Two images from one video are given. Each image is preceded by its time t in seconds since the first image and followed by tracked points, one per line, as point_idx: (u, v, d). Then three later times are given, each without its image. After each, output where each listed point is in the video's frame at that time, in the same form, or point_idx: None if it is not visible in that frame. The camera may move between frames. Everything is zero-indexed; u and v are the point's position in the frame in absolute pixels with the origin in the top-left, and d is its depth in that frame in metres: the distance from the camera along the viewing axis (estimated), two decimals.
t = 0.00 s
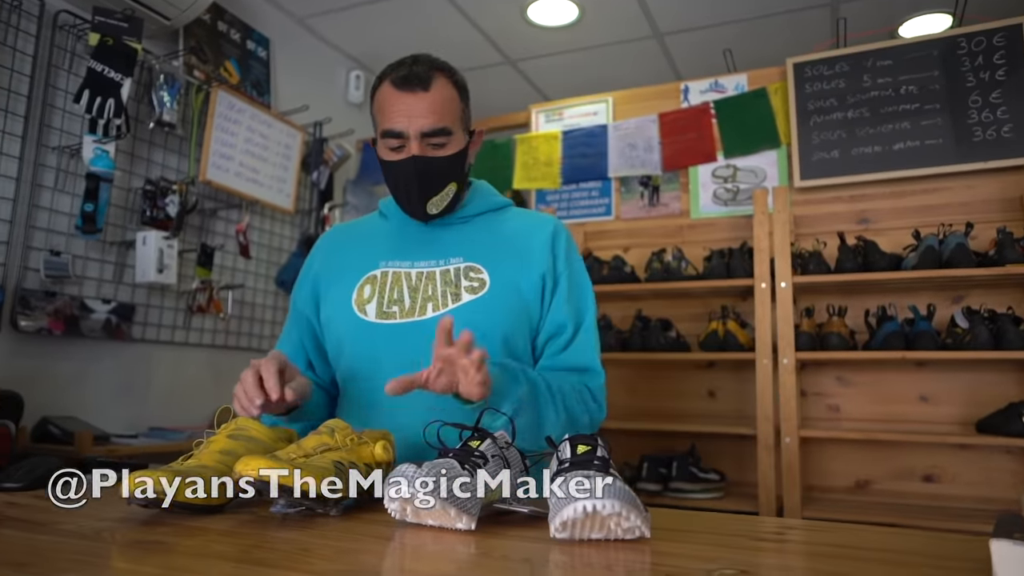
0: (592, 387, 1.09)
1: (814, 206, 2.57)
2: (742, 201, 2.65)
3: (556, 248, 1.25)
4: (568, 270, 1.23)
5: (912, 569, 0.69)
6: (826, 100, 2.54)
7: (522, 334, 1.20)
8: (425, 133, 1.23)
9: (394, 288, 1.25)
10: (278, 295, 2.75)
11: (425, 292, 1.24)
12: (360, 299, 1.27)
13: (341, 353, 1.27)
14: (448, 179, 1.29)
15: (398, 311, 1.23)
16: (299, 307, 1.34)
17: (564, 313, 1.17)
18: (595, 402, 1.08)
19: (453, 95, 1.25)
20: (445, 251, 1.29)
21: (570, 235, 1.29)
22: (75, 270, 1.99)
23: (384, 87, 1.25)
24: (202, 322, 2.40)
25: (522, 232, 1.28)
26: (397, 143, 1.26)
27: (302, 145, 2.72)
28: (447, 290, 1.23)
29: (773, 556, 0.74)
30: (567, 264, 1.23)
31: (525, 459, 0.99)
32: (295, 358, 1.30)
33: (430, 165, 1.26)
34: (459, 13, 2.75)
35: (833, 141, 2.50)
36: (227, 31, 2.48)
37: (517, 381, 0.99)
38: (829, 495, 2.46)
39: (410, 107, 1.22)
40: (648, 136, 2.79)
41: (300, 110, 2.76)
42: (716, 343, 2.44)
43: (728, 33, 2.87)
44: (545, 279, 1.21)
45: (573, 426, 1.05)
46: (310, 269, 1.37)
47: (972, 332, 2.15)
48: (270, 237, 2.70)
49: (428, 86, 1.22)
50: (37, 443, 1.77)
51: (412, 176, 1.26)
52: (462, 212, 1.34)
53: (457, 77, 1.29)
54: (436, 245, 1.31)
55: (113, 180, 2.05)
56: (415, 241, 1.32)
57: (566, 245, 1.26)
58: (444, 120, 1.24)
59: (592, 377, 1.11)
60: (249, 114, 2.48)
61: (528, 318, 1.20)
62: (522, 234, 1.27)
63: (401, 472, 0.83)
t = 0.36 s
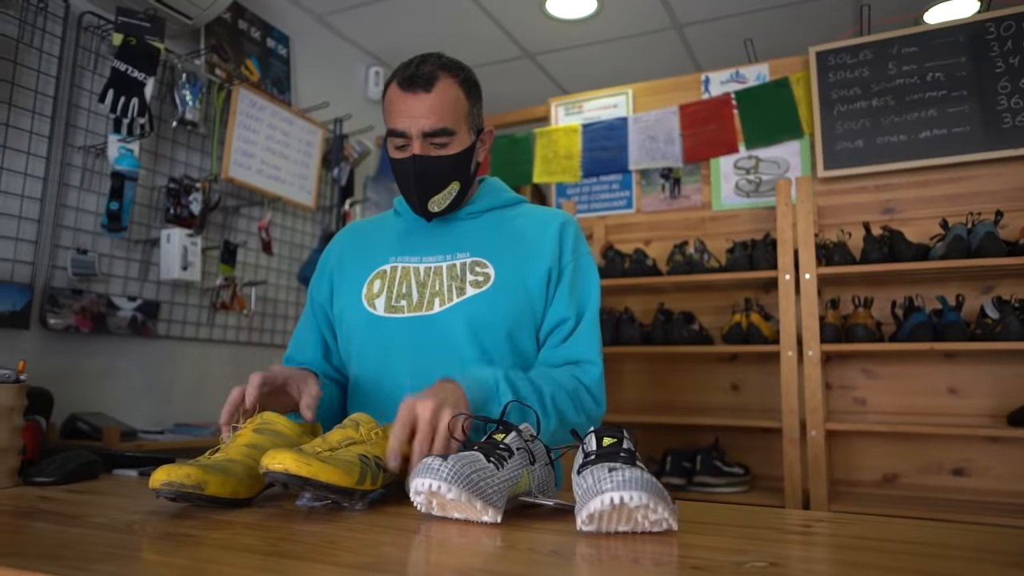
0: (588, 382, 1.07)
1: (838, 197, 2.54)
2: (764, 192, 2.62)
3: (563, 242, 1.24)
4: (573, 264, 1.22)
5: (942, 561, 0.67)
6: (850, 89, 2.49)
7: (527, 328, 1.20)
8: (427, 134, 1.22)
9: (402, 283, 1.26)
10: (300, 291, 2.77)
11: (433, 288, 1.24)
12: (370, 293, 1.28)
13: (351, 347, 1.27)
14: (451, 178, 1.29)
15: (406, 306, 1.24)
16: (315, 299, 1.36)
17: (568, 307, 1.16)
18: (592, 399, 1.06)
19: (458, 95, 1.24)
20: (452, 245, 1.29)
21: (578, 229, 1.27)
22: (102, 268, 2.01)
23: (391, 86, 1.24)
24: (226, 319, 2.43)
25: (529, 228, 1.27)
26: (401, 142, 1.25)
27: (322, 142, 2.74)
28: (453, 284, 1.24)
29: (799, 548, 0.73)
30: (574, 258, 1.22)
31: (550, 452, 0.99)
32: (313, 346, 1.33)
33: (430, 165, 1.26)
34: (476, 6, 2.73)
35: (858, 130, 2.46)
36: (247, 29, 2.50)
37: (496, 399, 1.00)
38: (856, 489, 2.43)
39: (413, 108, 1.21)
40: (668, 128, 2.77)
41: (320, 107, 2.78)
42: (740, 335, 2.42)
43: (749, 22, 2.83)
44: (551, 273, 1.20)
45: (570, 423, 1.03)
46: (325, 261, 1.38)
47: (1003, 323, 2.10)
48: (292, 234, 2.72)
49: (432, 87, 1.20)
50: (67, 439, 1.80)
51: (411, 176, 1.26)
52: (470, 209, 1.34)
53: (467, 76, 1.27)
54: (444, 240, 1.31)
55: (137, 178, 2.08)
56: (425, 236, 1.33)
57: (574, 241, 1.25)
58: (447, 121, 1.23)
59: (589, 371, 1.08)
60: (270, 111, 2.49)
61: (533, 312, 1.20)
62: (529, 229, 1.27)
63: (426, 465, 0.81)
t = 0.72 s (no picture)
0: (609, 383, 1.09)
1: (855, 200, 2.51)
2: (780, 195, 2.61)
3: (570, 244, 1.24)
4: (581, 265, 1.21)
5: (963, 569, 0.66)
6: (867, 91, 2.46)
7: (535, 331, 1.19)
8: (431, 133, 1.22)
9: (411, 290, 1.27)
10: (315, 297, 2.78)
11: (442, 293, 1.25)
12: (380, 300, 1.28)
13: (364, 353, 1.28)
14: (457, 177, 1.28)
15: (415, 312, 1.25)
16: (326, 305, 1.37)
17: (579, 310, 1.16)
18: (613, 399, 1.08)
19: (459, 96, 1.24)
20: (460, 250, 1.29)
21: (586, 231, 1.27)
22: (120, 275, 2.03)
23: (392, 91, 1.25)
24: (242, 325, 2.45)
25: (536, 230, 1.27)
26: (406, 144, 1.25)
27: (337, 149, 2.76)
28: (461, 288, 1.24)
29: (817, 556, 0.72)
30: (581, 260, 1.22)
31: (567, 458, 0.98)
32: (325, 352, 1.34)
33: (437, 164, 1.25)
34: (488, 11, 2.73)
35: (875, 132, 2.43)
36: (263, 37, 2.52)
37: (522, 401, 0.97)
38: (875, 495, 2.40)
39: (416, 110, 1.22)
40: (683, 132, 2.75)
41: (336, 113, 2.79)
42: (756, 340, 2.40)
43: (763, 26, 2.81)
44: (560, 275, 1.20)
45: (591, 426, 1.03)
46: (336, 268, 1.38)
47: None
48: (307, 240, 2.73)
49: (433, 88, 1.21)
50: (86, 444, 1.82)
51: (418, 176, 1.26)
52: (477, 213, 1.34)
53: (466, 78, 1.27)
54: (452, 244, 1.31)
55: (155, 186, 2.10)
56: (434, 241, 1.33)
57: (581, 242, 1.24)
58: (450, 120, 1.23)
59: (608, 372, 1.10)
60: (286, 118, 2.51)
61: (541, 315, 1.20)
62: (535, 232, 1.26)
63: (444, 471, 0.81)
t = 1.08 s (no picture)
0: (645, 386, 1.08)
1: (875, 198, 2.47)
2: (799, 195, 2.58)
3: (590, 245, 1.23)
4: (601, 266, 1.20)
5: None
6: (886, 88, 2.42)
7: (559, 333, 1.18)
8: (446, 133, 1.21)
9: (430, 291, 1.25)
10: (331, 300, 2.79)
11: (462, 295, 1.24)
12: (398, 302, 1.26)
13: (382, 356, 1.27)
14: (473, 176, 1.27)
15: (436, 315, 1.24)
16: (341, 303, 1.34)
17: (604, 311, 1.15)
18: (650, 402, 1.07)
19: (473, 96, 1.23)
20: (479, 251, 1.28)
21: (604, 232, 1.26)
22: (139, 278, 2.04)
23: (406, 93, 1.24)
24: (259, 328, 2.46)
25: (553, 231, 1.25)
26: (421, 145, 1.24)
27: (352, 151, 2.76)
28: (483, 290, 1.23)
29: (843, 561, 0.71)
30: (602, 260, 1.21)
31: (590, 461, 0.97)
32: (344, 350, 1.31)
33: (452, 163, 1.24)
34: (502, 12, 2.72)
35: (895, 130, 2.40)
36: (278, 41, 2.53)
37: (574, 411, 0.95)
38: (899, 498, 2.36)
39: (430, 110, 1.21)
40: (699, 132, 2.73)
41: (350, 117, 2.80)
42: (776, 341, 2.37)
43: (780, 23, 2.79)
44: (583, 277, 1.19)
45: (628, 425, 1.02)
46: (351, 268, 1.36)
47: None
48: (322, 243, 2.73)
49: (447, 88, 1.20)
50: (106, 448, 1.83)
51: (433, 175, 1.25)
52: (493, 214, 1.32)
53: (479, 79, 1.27)
54: (470, 247, 1.30)
55: (173, 190, 2.11)
56: (451, 243, 1.31)
57: (600, 243, 1.23)
58: (464, 120, 1.22)
59: (643, 374, 1.10)
60: (301, 121, 2.52)
61: (565, 316, 1.18)
62: (555, 233, 1.25)
63: (468, 475, 0.80)
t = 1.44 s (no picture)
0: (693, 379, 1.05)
1: (905, 202, 2.41)
2: (826, 200, 2.53)
3: (616, 250, 1.19)
4: (628, 270, 1.17)
5: None
6: (916, 90, 2.36)
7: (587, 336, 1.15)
8: (482, 134, 1.21)
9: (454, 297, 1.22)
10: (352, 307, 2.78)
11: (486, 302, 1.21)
12: (422, 310, 1.23)
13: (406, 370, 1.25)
14: (505, 180, 1.25)
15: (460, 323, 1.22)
16: (364, 311, 1.33)
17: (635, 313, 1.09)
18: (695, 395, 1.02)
19: (509, 98, 1.22)
20: (504, 258, 1.25)
21: (630, 237, 1.23)
22: (161, 286, 2.05)
23: (440, 92, 1.23)
24: (280, 335, 2.46)
25: (578, 238, 1.23)
26: (454, 146, 1.23)
27: (372, 158, 2.76)
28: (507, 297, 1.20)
29: None
30: (628, 265, 1.17)
31: (618, 472, 0.94)
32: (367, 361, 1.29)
33: (487, 165, 1.22)
34: (523, 18, 2.71)
35: (925, 132, 2.34)
36: (299, 48, 2.54)
37: (647, 368, 0.89)
38: (932, 511, 2.29)
39: (466, 110, 1.20)
40: (723, 136, 2.69)
41: (370, 123, 2.80)
42: (803, 349, 2.32)
43: (805, 26, 2.74)
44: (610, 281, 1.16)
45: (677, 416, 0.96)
46: (374, 276, 1.34)
47: None
48: (343, 250, 2.73)
49: (484, 89, 1.19)
50: (128, 455, 1.83)
51: (468, 176, 1.22)
52: (520, 220, 1.30)
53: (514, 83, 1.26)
54: (495, 253, 1.27)
55: (194, 197, 2.11)
56: (476, 249, 1.28)
57: (627, 249, 1.20)
58: (501, 122, 1.21)
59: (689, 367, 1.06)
60: (321, 128, 2.52)
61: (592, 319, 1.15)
62: (580, 239, 1.22)
63: (493, 487, 0.77)
